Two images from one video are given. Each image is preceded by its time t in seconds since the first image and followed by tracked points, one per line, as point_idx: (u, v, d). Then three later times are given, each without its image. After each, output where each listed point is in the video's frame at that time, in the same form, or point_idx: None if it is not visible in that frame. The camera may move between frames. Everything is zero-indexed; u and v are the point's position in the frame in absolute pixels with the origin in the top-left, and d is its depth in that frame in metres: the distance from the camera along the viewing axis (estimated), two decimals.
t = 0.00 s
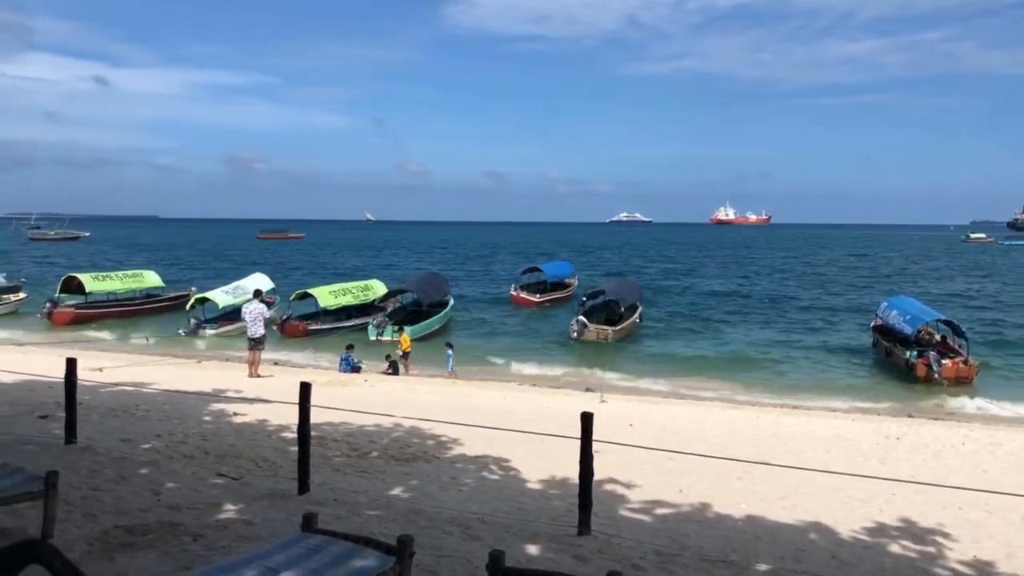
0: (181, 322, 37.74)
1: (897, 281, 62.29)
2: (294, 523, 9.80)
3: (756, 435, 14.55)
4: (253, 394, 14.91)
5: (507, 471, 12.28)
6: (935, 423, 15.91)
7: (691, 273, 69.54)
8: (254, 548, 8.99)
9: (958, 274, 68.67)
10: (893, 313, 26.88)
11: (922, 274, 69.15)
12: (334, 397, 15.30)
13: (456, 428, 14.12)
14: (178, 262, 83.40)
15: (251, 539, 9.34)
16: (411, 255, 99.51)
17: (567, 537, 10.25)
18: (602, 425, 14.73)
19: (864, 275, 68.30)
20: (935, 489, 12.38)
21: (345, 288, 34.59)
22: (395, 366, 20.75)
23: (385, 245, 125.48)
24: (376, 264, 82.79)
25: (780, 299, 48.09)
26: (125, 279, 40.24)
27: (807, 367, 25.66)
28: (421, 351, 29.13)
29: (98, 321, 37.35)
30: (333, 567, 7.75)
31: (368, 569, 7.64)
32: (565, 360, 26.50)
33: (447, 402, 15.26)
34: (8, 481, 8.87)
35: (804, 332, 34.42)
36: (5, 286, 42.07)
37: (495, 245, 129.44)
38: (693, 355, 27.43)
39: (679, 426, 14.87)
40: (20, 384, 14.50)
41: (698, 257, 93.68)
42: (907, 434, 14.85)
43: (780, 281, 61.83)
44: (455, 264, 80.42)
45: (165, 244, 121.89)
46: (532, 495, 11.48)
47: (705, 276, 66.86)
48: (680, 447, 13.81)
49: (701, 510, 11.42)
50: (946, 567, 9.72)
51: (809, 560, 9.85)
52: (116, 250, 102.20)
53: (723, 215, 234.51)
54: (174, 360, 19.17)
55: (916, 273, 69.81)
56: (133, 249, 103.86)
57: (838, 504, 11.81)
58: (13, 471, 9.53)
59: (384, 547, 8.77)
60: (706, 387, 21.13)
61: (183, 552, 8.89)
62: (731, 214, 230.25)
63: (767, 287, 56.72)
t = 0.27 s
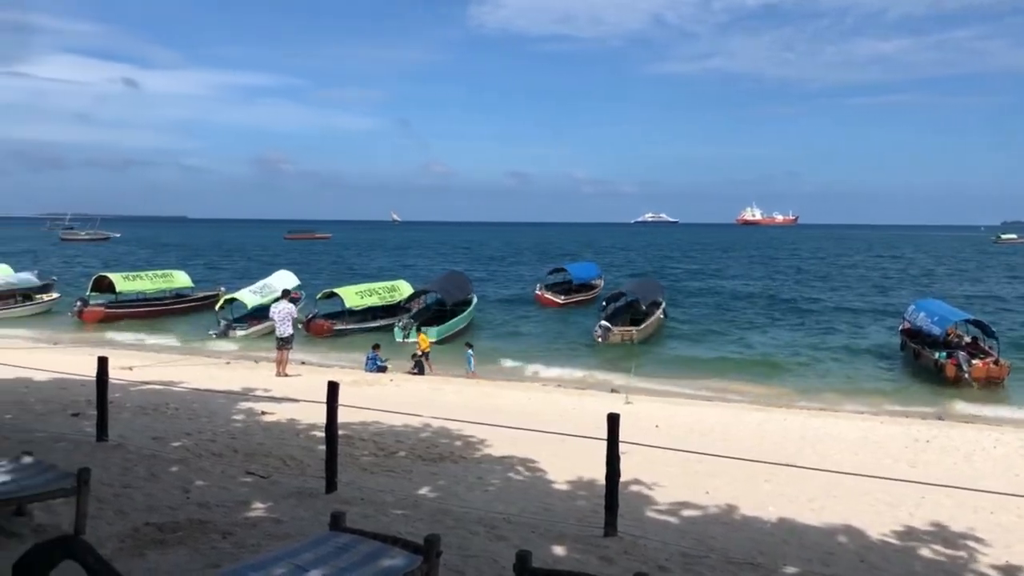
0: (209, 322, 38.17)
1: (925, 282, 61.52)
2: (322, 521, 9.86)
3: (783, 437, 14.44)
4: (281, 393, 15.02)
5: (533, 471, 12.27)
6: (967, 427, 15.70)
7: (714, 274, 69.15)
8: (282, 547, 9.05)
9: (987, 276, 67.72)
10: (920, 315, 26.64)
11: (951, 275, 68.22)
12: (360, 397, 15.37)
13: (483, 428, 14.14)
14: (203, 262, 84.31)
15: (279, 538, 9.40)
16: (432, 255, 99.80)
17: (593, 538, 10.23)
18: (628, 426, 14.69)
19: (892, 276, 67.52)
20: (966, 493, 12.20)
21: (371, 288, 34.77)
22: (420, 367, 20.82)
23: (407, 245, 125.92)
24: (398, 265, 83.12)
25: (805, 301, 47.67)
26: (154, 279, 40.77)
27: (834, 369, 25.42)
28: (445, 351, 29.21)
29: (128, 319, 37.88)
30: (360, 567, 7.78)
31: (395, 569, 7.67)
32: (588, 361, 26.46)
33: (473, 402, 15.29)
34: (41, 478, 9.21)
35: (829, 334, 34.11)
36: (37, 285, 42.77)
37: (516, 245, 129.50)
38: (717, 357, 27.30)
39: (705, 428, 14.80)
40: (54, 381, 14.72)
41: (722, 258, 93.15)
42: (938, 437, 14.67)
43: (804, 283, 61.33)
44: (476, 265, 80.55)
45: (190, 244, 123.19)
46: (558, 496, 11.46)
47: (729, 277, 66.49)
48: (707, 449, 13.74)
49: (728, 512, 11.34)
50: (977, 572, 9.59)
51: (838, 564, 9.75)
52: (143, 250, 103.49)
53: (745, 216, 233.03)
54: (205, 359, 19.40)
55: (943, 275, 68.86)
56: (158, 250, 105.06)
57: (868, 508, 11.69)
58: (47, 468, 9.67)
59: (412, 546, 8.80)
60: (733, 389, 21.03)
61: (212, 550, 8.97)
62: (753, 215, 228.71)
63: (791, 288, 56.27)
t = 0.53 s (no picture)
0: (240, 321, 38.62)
1: (958, 284, 60.48)
2: (352, 520, 9.89)
3: (815, 439, 14.27)
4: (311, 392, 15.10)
5: (562, 473, 12.20)
6: (1006, 431, 15.38)
7: (743, 275, 68.56)
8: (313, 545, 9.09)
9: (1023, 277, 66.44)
10: (956, 317, 26.26)
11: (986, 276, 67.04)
12: (389, 396, 15.39)
13: (511, 428, 14.11)
14: (233, 262, 85.29)
15: (311, 536, 9.44)
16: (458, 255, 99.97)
17: (623, 539, 10.17)
18: (658, 427, 14.59)
19: (924, 277, 66.47)
20: (1004, 498, 11.96)
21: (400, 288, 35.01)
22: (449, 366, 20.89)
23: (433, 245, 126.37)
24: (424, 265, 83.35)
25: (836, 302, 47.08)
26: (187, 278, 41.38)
27: (865, 372, 25.07)
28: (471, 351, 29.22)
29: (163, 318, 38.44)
30: (391, 566, 7.79)
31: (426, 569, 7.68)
32: (615, 362, 26.36)
33: (502, 403, 15.27)
34: (77, 475, 9.32)
35: (860, 336, 33.65)
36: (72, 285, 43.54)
37: (542, 246, 129.51)
38: (746, 359, 27.06)
39: (736, 430, 14.67)
40: (90, 379, 14.94)
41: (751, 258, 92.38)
42: (974, 441, 14.40)
43: (834, 283, 60.59)
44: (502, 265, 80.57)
45: (220, 244, 124.42)
46: (587, 497, 11.40)
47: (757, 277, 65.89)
48: (738, 451, 13.60)
49: (760, 515, 11.21)
50: None
51: (873, 568, 9.60)
52: (175, 249, 104.90)
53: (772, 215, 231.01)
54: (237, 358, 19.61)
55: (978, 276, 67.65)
56: (188, 249, 106.37)
57: (903, 512, 11.50)
58: (84, 465, 9.80)
59: (442, 546, 8.78)
60: (764, 391, 20.82)
61: (245, 547, 9.04)
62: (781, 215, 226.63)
63: (821, 290, 55.62)
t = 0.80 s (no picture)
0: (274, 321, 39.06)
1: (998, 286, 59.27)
2: (388, 519, 9.90)
3: (853, 442, 14.05)
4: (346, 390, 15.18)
5: (597, 474, 12.13)
6: None
7: (775, 276, 67.86)
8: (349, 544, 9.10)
9: None
10: (999, 318, 25.82)
11: None
12: (424, 396, 15.43)
13: (546, 429, 14.08)
14: (266, 262, 86.27)
15: (347, 534, 9.47)
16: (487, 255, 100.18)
17: (659, 541, 10.07)
18: (693, 429, 14.47)
19: (963, 279, 65.28)
20: None
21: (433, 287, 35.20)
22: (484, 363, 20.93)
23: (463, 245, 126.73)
24: (453, 265, 83.62)
25: (872, 304, 46.37)
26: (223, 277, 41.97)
27: (903, 375, 24.67)
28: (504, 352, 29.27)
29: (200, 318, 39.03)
30: (427, 566, 7.77)
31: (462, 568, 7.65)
32: (648, 364, 26.23)
33: (537, 403, 15.24)
34: (118, 471, 9.43)
35: (895, 339, 33.16)
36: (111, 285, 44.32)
37: (572, 246, 129.40)
38: (780, 362, 26.78)
39: (772, 432, 14.50)
40: (130, 377, 15.16)
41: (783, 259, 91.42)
42: (1019, 446, 14.08)
43: (869, 285, 59.70)
44: (531, 266, 80.58)
45: (252, 244, 125.89)
46: (623, 498, 11.32)
47: (790, 278, 65.20)
48: (775, 453, 13.44)
49: (798, 519, 11.06)
50: None
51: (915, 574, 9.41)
52: (209, 249, 106.30)
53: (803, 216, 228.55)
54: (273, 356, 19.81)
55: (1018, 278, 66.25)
56: (221, 249, 107.82)
57: (945, 517, 11.27)
58: (125, 461, 9.92)
59: (478, 546, 8.76)
60: (802, 393, 20.60)
61: (282, 545, 9.08)
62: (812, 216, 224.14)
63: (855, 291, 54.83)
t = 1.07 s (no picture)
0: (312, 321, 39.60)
1: None
2: (426, 518, 9.93)
3: (896, 446, 13.84)
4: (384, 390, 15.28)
5: (636, 476, 12.09)
6: None
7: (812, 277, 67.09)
8: (388, 543, 9.13)
9: None
10: None
11: None
12: (461, 395, 15.48)
13: (582, 429, 14.07)
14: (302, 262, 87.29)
15: (386, 532, 9.51)
16: (519, 256, 100.34)
17: (699, 544, 9.97)
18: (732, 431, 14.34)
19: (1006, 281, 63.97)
20: None
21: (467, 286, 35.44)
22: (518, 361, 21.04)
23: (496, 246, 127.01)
24: (485, 266, 83.87)
25: (912, 307, 45.60)
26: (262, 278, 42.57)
27: (946, 381, 24.27)
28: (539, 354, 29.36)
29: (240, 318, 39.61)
30: (467, 566, 7.77)
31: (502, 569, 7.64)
32: (682, 368, 26.11)
33: (575, 405, 15.22)
34: (163, 468, 9.55)
35: (934, 343, 32.62)
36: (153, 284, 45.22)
37: (604, 247, 129.16)
38: (817, 367, 26.54)
39: (812, 434, 14.35)
40: (173, 375, 15.42)
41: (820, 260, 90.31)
42: None
43: (909, 287, 58.75)
44: (562, 266, 80.52)
45: (287, 244, 127.56)
46: (662, 501, 11.24)
47: (827, 280, 64.43)
48: (814, 457, 13.29)
49: (840, 522, 10.91)
50: None
51: None
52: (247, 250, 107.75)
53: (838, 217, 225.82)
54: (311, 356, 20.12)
55: None
56: (258, 249, 109.27)
57: (992, 523, 11.04)
58: (168, 458, 10.06)
59: (517, 547, 8.75)
60: (845, 398, 20.36)
61: (322, 542, 9.15)
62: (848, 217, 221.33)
63: (895, 293, 53.95)
